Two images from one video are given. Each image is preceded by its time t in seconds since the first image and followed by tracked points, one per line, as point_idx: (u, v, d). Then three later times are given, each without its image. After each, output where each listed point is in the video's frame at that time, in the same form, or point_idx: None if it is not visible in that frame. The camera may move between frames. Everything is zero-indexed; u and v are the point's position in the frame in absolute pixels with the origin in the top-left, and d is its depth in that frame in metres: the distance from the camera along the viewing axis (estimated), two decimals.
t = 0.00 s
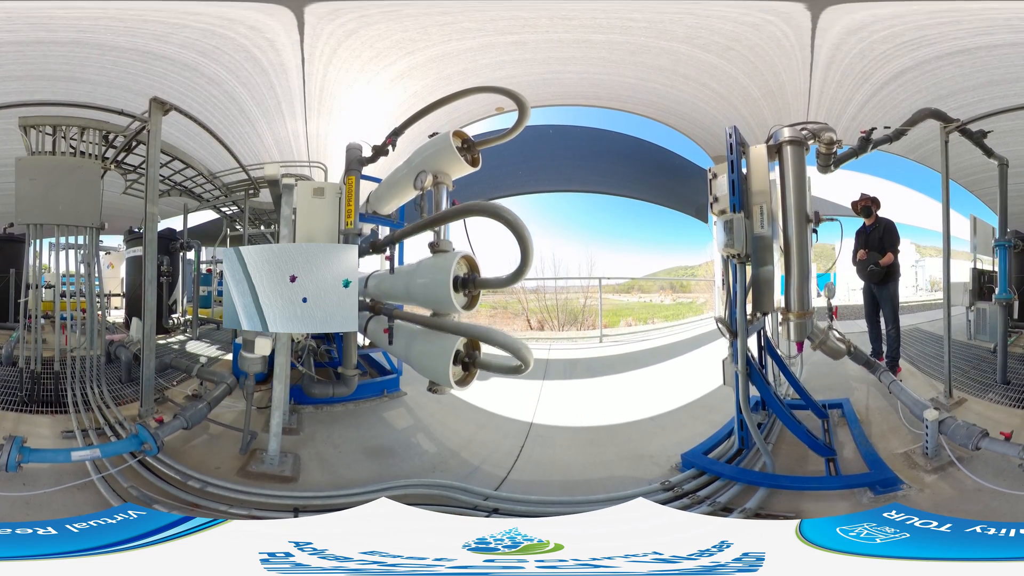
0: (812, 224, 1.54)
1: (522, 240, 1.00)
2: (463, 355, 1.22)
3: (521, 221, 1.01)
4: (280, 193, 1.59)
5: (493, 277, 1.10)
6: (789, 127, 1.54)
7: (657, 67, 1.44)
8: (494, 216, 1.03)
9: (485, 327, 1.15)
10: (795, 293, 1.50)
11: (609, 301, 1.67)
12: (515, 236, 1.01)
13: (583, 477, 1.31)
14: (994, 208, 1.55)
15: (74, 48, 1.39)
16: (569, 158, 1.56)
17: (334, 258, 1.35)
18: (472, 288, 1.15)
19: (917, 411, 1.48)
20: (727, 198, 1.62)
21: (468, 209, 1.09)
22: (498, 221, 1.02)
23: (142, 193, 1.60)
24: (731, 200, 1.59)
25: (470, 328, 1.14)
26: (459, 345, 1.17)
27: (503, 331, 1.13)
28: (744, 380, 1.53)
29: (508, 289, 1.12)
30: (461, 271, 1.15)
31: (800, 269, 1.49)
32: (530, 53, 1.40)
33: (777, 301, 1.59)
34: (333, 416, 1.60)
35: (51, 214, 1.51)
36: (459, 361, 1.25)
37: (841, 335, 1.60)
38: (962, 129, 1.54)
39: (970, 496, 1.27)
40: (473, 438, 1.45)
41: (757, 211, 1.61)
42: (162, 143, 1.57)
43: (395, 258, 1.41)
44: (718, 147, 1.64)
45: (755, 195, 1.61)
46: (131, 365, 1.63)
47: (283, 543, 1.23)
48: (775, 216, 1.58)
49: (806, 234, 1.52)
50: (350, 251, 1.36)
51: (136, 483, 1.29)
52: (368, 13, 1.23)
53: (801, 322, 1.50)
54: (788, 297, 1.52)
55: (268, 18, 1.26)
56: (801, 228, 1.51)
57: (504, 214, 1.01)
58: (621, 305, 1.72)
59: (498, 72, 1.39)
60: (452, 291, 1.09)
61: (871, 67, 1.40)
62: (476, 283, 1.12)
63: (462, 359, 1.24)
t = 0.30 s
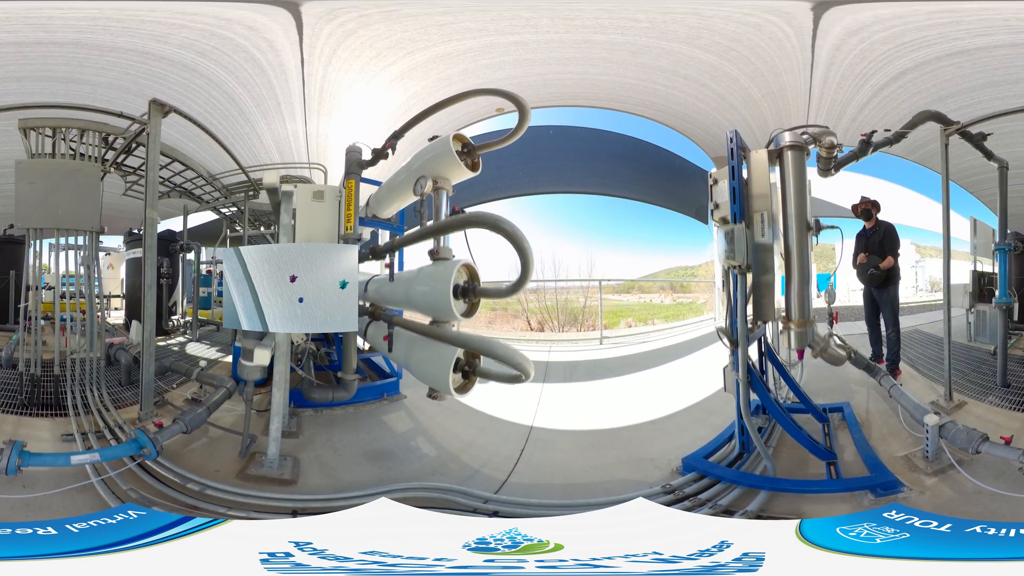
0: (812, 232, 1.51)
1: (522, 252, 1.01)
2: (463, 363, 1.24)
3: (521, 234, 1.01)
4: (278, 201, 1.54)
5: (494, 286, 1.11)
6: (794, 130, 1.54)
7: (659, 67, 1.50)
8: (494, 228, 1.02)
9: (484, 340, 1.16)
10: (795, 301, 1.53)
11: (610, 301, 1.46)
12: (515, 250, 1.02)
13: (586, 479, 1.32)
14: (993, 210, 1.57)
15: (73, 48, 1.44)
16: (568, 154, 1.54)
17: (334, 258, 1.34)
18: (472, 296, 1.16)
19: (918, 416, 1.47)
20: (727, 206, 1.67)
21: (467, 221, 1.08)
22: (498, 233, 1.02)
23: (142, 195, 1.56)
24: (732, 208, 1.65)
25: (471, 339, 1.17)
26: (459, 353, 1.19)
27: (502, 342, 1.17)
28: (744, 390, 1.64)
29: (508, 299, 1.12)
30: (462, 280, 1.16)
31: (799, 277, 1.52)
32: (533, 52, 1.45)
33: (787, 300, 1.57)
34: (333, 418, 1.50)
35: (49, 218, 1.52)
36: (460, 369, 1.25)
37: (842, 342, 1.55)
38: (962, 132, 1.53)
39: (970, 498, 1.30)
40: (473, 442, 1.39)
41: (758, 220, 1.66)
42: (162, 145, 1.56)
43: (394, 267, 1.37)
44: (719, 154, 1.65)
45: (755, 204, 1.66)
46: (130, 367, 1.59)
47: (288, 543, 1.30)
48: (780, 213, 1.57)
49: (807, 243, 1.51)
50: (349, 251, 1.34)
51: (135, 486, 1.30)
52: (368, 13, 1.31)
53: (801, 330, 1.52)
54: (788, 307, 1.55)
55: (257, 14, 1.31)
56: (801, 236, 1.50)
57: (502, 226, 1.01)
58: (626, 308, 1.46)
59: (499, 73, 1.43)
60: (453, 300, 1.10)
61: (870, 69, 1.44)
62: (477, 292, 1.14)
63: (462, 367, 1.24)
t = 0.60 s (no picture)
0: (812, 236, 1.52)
1: (522, 261, 0.97)
2: (463, 368, 1.23)
3: (521, 243, 0.98)
4: (277, 207, 1.51)
5: (494, 294, 1.09)
6: (790, 134, 1.54)
7: (659, 68, 1.50)
8: (492, 239, 0.99)
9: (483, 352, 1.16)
10: (797, 312, 1.49)
11: (610, 301, 1.56)
12: (514, 258, 0.97)
13: (586, 482, 1.32)
14: (994, 211, 1.57)
15: (74, 49, 1.41)
16: (570, 156, 1.57)
17: (334, 258, 1.34)
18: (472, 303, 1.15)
19: (918, 419, 1.47)
20: (728, 212, 1.62)
21: (467, 231, 1.05)
22: (496, 244, 0.98)
23: (142, 196, 1.61)
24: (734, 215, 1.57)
25: (470, 350, 1.17)
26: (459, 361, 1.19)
27: (502, 355, 1.18)
28: (747, 396, 1.51)
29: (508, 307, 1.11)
30: (461, 287, 1.14)
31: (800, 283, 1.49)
32: (531, 52, 1.45)
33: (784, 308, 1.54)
34: (332, 421, 1.50)
35: (49, 222, 1.51)
36: (459, 375, 1.24)
37: (844, 347, 1.55)
38: (963, 134, 1.54)
39: (972, 500, 1.27)
40: (473, 446, 1.42)
41: (760, 227, 1.58)
42: (161, 146, 1.56)
43: (394, 274, 1.34)
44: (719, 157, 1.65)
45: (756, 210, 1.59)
46: (131, 370, 1.60)
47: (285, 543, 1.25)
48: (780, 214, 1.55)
49: (808, 248, 1.50)
50: (350, 251, 1.35)
51: (133, 488, 1.29)
52: (365, 13, 1.29)
53: (803, 339, 1.50)
54: (788, 317, 1.52)
55: (259, 17, 1.31)
56: (804, 243, 1.49)
57: (501, 235, 0.97)
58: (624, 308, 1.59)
59: (498, 73, 1.45)
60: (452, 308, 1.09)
61: (871, 69, 1.44)
62: (476, 299, 1.13)
63: (462, 374, 1.23)
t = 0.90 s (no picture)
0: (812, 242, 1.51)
1: (521, 273, 0.93)
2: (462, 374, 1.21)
3: (520, 253, 0.95)
4: (275, 214, 1.49)
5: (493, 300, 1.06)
6: (794, 138, 1.52)
7: (660, 69, 1.52)
8: (490, 248, 0.95)
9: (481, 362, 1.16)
10: (798, 320, 1.47)
11: (610, 302, 1.62)
12: (514, 269, 0.94)
13: (586, 485, 1.33)
14: (994, 211, 1.56)
15: (71, 50, 1.39)
16: (570, 155, 1.57)
17: (334, 258, 1.34)
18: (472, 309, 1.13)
19: (918, 422, 1.47)
20: (730, 218, 1.62)
21: (465, 239, 1.01)
22: (495, 253, 0.95)
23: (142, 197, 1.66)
24: (735, 222, 1.57)
25: (470, 357, 1.16)
26: (458, 369, 1.17)
27: (499, 363, 1.15)
28: (748, 401, 1.49)
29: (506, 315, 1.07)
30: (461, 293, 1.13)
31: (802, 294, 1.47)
32: (531, 52, 1.47)
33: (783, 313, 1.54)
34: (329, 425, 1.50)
35: (50, 225, 1.52)
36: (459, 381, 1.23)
37: (845, 348, 1.60)
38: (964, 137, 1.55)
39: (973, 502, 1.26)
40: (472, 448, 1.41)
41: (761, 233, 1.58)
42: (161, 148, 1.58)
43: (394, 280, 1.33)
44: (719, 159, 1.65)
45: (757, 216, 1.58)
46: (131, 372, 1.63)
47: (285, 543, 1.24)
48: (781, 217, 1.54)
49: (809, 256, 1.49)
50: (350, 251, 1.35)
51: (133, 489, 1.29)
52: (362, 13, 1.32)
53: (805, 346, 1.47)
54: (791, 324, 1.49)
55: (257, 17, 1.32)
56: (805, 250, 1.48)
57: (499, 245, 0.94)
58: (624, 309, 1.69)
59: (499, 74, 1.46)
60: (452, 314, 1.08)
61: (871, 70, 1.46)
62: (475, 305, 1.11)
63: (462, 380, 1.22)
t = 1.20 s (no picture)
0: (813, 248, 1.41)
1: (523, 290, 0.93)
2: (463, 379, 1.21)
3: (521, 266, 0.94)
4: (275, 221, 1.45)
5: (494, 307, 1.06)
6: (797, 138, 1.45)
7: (660, 69, 1.57)
8: (490, 260, 0.94)
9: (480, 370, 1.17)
10: (798, 326, 1.37)
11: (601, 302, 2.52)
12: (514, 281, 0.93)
13: (586, 486, 1.34)
14: (994, 212, 1.56)
15: (73, 50, 1.43)
16: (569, 157, 1.65)
17: (334, 259, 1.28)
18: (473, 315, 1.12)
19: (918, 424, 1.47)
20: (730, 224, 1.52)
21: (466, 252, 1.01)
22: (495, 265, 0.94)
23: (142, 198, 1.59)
24: (735, 229, 1.45)
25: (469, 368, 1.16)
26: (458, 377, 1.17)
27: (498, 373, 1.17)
28: (748, 408, 1.43)
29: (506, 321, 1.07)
30: (461, 299, 1.12)
31: (803, 300, 1.37)
32: (533, 52, 1.52)
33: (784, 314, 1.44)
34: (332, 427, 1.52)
35: (48, 229, 1.48)
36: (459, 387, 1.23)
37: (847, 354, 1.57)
38: (964, 138, 1.56)
39: (974, 502, 1.26)
40: (473, 451, 1.41)
41: (762, 239, 1.46)
42: (161, 150, 1.56)
43: (394, 285, 1.32)
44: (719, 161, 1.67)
45: (757, 221, 1.47)
46: (130, 374, 1.59)
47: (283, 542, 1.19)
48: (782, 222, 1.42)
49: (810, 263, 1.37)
50: (350, 251, 1.30)
51: (132, 491, 1.30)
52: (361, 14, 1.36)
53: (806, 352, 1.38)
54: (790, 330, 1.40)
55: (255, 18, 1.36)
56: (805, 257, 1.37)
57: (500, 258, 0.93)
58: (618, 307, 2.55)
59: (499, 73, 1.52)
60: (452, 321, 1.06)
61: (872, 71, 1.50)
62: (475, 312, 1.11)
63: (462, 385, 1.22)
